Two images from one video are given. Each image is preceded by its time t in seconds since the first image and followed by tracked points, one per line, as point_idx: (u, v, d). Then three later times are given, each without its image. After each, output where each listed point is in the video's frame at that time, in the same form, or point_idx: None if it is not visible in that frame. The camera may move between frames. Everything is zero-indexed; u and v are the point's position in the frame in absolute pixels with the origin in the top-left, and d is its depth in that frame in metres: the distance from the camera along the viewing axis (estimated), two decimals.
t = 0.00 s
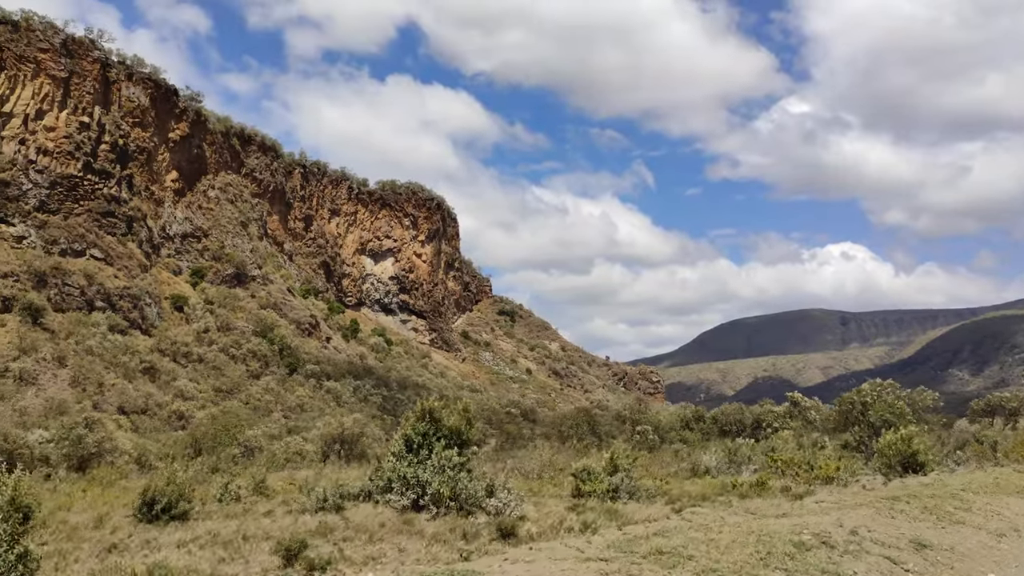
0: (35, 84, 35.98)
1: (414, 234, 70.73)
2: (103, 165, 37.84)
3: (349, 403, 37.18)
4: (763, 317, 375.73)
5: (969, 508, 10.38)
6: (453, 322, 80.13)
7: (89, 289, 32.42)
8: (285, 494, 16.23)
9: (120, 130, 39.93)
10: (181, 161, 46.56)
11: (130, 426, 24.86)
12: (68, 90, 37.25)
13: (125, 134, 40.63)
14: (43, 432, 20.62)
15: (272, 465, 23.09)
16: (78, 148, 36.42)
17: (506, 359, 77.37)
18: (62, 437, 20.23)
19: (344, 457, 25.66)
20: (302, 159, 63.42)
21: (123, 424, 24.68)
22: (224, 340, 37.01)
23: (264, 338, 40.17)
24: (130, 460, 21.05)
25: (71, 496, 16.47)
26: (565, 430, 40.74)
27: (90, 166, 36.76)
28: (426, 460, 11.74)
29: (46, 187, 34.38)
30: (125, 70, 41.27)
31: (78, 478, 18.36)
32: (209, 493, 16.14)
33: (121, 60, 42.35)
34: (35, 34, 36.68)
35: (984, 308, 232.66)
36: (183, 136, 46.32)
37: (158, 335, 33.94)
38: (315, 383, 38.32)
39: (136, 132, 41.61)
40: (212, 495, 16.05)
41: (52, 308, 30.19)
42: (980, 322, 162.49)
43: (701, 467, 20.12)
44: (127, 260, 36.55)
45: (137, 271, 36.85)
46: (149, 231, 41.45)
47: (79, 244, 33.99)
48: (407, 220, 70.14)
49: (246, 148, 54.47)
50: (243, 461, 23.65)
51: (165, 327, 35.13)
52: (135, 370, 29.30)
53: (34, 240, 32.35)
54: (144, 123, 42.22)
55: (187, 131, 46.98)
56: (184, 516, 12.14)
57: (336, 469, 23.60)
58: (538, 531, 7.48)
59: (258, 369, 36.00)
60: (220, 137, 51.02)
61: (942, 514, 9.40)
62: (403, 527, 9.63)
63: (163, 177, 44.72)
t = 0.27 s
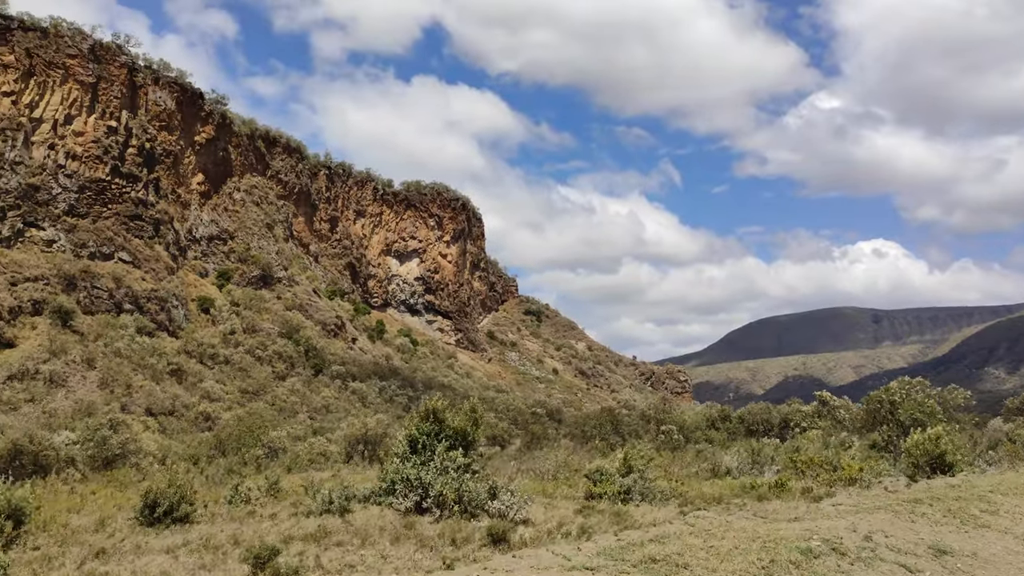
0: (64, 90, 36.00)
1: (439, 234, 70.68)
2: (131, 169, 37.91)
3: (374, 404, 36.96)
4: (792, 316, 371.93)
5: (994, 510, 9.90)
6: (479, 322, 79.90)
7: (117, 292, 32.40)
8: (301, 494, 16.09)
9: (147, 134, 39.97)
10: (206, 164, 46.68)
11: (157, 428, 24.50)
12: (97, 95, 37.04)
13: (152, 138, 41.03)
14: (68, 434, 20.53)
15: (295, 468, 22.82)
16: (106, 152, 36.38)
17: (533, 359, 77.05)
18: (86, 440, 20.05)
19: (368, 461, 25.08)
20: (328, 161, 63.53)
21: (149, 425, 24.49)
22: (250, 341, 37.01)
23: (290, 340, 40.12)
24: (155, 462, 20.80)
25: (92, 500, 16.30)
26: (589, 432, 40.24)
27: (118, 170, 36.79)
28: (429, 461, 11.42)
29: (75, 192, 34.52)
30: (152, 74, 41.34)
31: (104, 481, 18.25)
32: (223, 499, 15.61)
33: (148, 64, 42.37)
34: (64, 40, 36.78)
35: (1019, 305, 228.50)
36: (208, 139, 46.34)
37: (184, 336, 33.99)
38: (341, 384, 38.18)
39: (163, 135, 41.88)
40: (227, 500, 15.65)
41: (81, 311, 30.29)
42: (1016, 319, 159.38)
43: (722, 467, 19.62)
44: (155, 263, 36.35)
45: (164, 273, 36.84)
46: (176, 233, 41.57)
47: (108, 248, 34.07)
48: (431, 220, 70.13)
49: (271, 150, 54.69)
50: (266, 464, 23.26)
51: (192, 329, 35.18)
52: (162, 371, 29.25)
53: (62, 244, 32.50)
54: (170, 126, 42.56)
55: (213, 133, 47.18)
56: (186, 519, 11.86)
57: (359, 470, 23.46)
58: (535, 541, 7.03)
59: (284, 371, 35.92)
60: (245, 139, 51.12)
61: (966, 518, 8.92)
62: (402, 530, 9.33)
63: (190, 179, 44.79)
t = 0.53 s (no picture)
0: (76, 92, 36.03)
1: (452, 233, 70.34)
2: (144, 170, 37.65)
3: (388, 402, 36.73)
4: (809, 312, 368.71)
5: (1005, 507, 9.47)
6: (493, 320, 79.67)
7: (131, 293, 32.36)
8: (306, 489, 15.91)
9: (159, 135, 39.43)
10: (219, 165, 46.62)
11: (169, 428, 24.29)
12: (109, 97, 37.06)
13: (165, 139, 40.30)
14: (80, 434, 20.44)
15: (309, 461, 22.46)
16: (119, 154, 36.37)
17: (547, 357, 76.74)
18: (97, 440, 20.05)
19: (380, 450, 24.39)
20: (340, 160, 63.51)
21: (161, 425, 24.27)
22: (263, 341, 36.88)
23: (302, 339, 39.95)
24: (166, 463, 20.43)
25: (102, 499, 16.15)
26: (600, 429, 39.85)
27: (131, 172, 36.82)
28: (419, 460, 11.18)
29: (88, 193, 34.52)
30: (164, 75, 40.98)
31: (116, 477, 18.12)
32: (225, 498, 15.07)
33: (160, 66, 42.21)
34: (77, 43, 36.76)
35: None
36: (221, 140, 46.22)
37: (198, 337, 33.88)
38: (354, 383, 37.98)
39: (175, 136, 41.34)
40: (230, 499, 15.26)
41: (94, 312, 30.15)
42: None
43: (728, 466, 19.22)
44: (168, 264, 36.33)
45: (178, 274, 36.71)
46: (189, 234, 41.46)
47: (121, 249, 33.92)
48: (444, 218, 69.77)
49: (283, 150, 54.62)
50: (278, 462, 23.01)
51: (205, 329, 35.08)
52: (176, 372, 29.03)
53: (76, 245, 32.39)
54: (182, 127, 41.90)
55: (225, 134, 47.03)
56: (174, 520, 11.61)
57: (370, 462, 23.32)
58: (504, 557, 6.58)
59: (297, 370, 35.74)
60: (258, 139, 51.05)
61: (972, 515, 8.51)
62: (387, 531, 9.08)
63: (203, 180, 44.67)
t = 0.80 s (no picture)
0: (79, 90, 35.74)
1: (457, 229, 70.27)
2: (148, 167, 37.48)
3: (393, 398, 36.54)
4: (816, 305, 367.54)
5: (999, 502, 9.15)
6: (498, 316, 79.46)
7: (136, 290, 32.17)
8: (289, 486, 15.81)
9: (162, 132, 39.39)
10: (223, 162, 46.19)
11: (174, 425, 23.99)
12: (111, 94, 36.77)
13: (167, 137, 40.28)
14: (80, 432, 20.25)
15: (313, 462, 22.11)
16: (122, 151, 36.13)
17: (552, 352, 76.49)
18: (96, 437, 19.91)
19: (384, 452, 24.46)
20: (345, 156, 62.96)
21: (165, 422, 23.89)
22: (269, 338, 36.67)
23: (308, 335, 39.74)
24: (167, 459, 20.15)
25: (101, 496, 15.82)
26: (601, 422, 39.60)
27: (135, 168, 36.58)
28: (398, 456, 10.90)
29: (92, 191, 34.36)
30: (167, 73, 40.87)
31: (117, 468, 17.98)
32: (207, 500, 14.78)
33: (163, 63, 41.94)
34: (78, 39, 36.35)
35: None
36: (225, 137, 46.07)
37: (203, 333, 33.63)
38: (359, 379, 37.76)
39: (178, 134, 41.11)
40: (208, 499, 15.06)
41: (99, 310, 30.13)
42: None
43: (723, 460, 18.94)
44: (173, 261, 36.28)
45: (183, 271, 36.49)
46: (194, 231, 41.27)
47: (126, 246, 33.92)
48: (449, 214, 69.85)
49: (288, 147, 54.37)
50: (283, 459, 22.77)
51: (211, 326, 34.83)
52: (180, 369, 28.86)
53: (80, 242, 32.31)
54: (186, 124, 41.79)
55: (229, 131, 46.45)
56: (151, 519, 11.38)
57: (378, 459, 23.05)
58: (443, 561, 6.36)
59: (302, 366, 35.51)
60: (261, 136, 50.80)
61: (962, 511, 8.20)
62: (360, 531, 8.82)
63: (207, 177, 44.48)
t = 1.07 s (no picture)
0: (72, 79, 35.12)
1: (454, 219, 69.76)
2: (142, 158, 37.29)
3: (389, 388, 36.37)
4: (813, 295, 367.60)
5: (978, 492, 8.89)
6: (495, 306, 79.28)
7: (131, 281, 31.86)
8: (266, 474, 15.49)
9: (156, 123, 39.06)
10: (217, 153, 46.11)
11: (169, 415, 23.90)
12: (105, 85, 36.27)
13: (162, 126, 40.29)
14: (71, 423, 19.97)
15: (306, 448, 21.56)
16: (116, 142, 35.54)
17: (549, 342, 76.36)
18: (87, 429, 19.25)
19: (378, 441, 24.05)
20: (341, 146, 62.51)
21: (159, 414, 23.72)
22: (264, 328, 36.43)
23: (303, 326, 39.48)
24: (160, 451, 19.65)
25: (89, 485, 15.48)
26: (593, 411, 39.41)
27: (129, 159, 36.01)
28: (366, 447, 10.58)
29: (86, 181, 33.72)
30: (161, 63, 40.97)
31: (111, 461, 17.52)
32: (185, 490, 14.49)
33: (156, 53, 41.61)
34: (71, 29, 35.90)
35: None
36: (220, 127, 45.77)
37: (199, 324, 33.32)
38: (355, 369, 37.57)
39: (173, 124, 41.37)
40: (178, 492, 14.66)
41: (93, 301, 29.68)
42: None
43: (708, 450, 18.73)
44: (168, 252, 35.69)
45: (178, 262, 36.16)
46: (190, 221, 40.98)
47: (120, 237, 33.39)
48: (446, 204, 69.36)
49: (284, 137, 53.96)
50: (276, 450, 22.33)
51: (206, 317, 34.52)
52: (175, 360, 28.61)
53: (74, 234, 31.84)
54: (181, 115, 42.01)
55: (225, 122, 46.23)
56: (112, 513, 11.10)
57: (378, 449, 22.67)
58: (373, 561, 6.16)
59: (298, 357, 35.25)
60: (257, 127, 50.39)
61: (938, 502, 7.92)
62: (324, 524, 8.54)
63: (202, 168, 44.24)
